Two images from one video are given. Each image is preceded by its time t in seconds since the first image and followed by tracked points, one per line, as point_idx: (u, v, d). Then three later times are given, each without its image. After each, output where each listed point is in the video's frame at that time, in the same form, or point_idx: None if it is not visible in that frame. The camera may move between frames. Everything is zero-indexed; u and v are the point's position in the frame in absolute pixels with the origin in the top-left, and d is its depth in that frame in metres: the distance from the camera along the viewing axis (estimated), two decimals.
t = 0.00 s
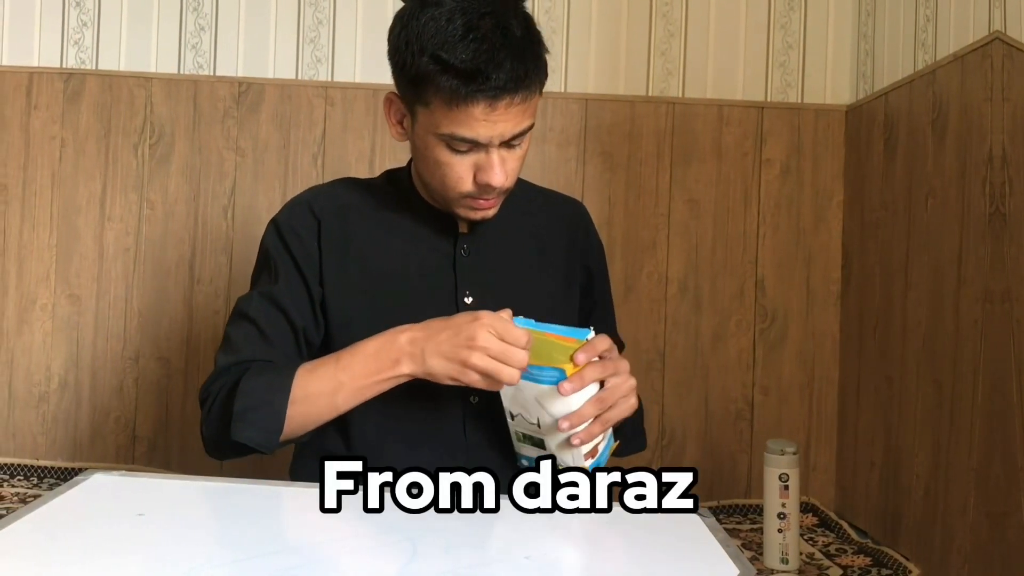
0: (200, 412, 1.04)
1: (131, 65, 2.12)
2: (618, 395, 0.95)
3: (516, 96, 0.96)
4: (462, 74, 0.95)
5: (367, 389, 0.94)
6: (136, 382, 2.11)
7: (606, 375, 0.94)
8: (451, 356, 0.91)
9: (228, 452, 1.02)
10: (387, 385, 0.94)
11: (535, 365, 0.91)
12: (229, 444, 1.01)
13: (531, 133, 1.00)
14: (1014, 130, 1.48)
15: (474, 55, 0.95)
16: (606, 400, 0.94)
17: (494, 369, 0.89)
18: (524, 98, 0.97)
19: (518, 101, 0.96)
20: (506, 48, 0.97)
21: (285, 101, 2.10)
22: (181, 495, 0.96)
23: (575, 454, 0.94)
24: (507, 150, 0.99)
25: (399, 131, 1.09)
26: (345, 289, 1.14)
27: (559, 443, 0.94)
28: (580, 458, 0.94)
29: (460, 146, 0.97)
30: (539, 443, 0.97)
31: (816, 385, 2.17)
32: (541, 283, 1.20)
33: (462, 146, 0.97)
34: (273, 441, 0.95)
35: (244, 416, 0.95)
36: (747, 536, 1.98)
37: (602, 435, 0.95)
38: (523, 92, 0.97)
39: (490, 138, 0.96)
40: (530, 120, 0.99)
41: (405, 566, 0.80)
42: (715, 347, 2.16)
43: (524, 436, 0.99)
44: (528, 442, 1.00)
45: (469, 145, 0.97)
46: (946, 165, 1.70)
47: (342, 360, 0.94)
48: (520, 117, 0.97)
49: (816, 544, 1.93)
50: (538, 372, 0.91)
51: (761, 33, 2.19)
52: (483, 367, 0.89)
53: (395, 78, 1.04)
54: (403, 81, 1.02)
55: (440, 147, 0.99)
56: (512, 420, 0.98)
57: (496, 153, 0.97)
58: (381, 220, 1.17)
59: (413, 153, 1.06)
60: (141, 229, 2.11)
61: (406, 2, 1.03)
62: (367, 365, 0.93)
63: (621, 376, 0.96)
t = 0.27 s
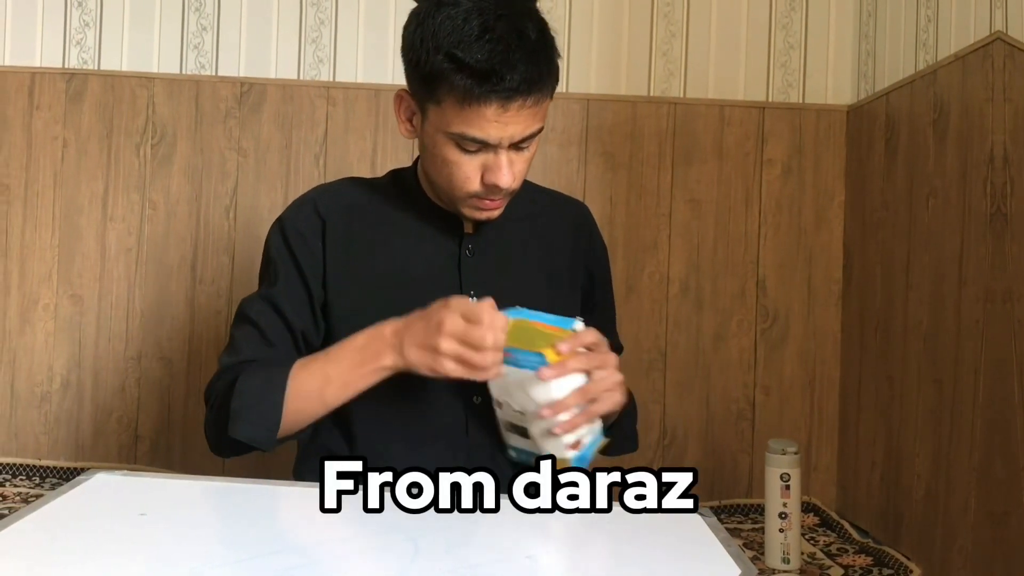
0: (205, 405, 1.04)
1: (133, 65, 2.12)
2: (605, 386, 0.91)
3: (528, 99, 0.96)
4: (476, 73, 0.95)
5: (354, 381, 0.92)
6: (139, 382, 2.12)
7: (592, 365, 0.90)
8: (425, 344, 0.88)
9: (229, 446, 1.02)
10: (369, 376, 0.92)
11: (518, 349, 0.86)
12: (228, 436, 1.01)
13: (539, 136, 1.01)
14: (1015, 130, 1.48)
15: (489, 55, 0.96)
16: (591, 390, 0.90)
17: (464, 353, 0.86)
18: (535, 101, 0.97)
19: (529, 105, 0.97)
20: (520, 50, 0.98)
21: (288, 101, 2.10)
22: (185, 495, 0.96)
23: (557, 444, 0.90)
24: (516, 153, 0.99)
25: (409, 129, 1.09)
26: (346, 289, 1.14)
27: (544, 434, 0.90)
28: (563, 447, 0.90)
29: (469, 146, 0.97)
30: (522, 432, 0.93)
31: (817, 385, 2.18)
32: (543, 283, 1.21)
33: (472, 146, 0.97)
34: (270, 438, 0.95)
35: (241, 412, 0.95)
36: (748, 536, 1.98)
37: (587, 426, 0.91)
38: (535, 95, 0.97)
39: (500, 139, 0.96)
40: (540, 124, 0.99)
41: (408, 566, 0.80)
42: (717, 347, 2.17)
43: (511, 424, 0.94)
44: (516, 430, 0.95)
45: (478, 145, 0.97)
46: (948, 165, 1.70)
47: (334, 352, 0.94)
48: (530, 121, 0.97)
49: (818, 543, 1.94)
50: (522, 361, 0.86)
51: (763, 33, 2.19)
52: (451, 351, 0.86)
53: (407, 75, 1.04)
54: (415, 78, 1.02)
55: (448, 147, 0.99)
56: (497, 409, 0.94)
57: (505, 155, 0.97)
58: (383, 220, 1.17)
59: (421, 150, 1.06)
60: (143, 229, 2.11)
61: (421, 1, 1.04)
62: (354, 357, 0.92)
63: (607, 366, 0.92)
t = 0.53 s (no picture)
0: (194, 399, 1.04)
1: (135, 65, 2.12)
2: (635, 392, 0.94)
3: (530, 102, 0.96)
4: (479, 77, 0.95)
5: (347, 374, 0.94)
6: (140, 382, 2.12)
7: (621, 373, 0.92)
8: (424, 338, 0.90)
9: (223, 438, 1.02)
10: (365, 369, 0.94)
11: (546, 370, 0.85)
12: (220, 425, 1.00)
13: (541, 140, 1.01)
14: (1016, 130, 1.48)
15: (492, 58, 0.96)
16: (623, 398, 0.91)
17: (466, 352, 0.89)
18: (538, 105, 0.98)
19: (532, 108, 0.97)
20: (523, 53, 0.98)
21: (289, 101, 2.10)
22: (186, 495, 0.96)
23: (599, 458, 0.90)
24: (517, 156, 0.99)
25: (411, 130, 1.09)
26: (342, 289, 1.14)
27: (585, 449, 0.90)
28: (607, 461, 0.90)
29: (471, 147, 0.97)
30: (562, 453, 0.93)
31: (818, 385, 2.18)
32: (544, 283, 1.21)
33: (474, 148, 0.97)
34: (260, 427, 0.95)
35: (233, 401, 0.94)
36: (749, 536, 1.98)
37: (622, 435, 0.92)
38: (537, 99, 0.97)
39: (502, 142, 0.96)
40: (542, 127, 0.99)
41: (409, 566, 0.80)
42: (718, 347, 2.17)
43: (549, 445, 0.94)
44: (553, 450, 0.94)
45: (481, 147, 0.97)
46: (949, 165, 1.70)
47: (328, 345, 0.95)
48: (533, 124, 0.97)
49: (819, 543, 1.94)
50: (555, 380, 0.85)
51: (764, 33, 2.19)
52: (453, 348, 0.89)
53: (410, 75, 1.04)
54: (417, 79, 1.03)
55: (450, 148, 0.99)
56: (532, 433, 0.93)
57: (506, 157, 0.97)
58: (382, 220, 1.17)
59: (423, 152, 1.06)
60: (145, 230, 2.11)
61: (426, 3, 1.05)
62: (347, 351, 0.94)
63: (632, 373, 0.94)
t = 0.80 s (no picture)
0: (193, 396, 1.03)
1: (137, 65, 2.12)
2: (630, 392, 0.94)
3: (533, 91, 0.96)
4: (483, 60, 0.96)
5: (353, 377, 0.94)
6: (142, 382, 2.12)
7: (614, 374, 0.93)
8: (429, 335, 0.90)
9: (225, 434, 1.01)
10: (372, 369, 0.94)
11: (540, 374, 0.89)
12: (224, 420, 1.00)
13: (546, 133, 1.00)
14: (1017, 131, 1.49)
15: (497, 43, 0.97)
16: (619, 399, 0.93)
17: (475, 346, 0.89)
18: (542, 95, 0.97)
19: (534, 96, 0.96)
20: (529, 43, 0.99)
21: (290, 102, 2.10)
22: (188, 494, 0.96)
23: (599, 459, 0.92)
24: (519, 146, 0.98)
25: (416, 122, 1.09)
26: (344, 288, 1.14)
27: (584, 451, 0.92)
28: (606, 462, 0.92)
29: (473, 135, 0.97)
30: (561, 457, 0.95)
31: (819, 385, 2.18)
32: (546, 284, 1.21)
33: (475, 136, 0.97)
34: (264, 427, 0.96)
35: (237, 399, 0.95)
36: (750, 536, 1.98)
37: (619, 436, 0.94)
38: (540, 87, 0.97)
39: (505, 130, 0.96)
40: (545, 118, 0.98)
41: (409, 567, 0.80)
42: (719, 347, 2.17)
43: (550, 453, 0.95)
44: (555, 458, 0.96)
45: (483, 136, 0.97)
46: (950, 165, 1.70)
47: (336, 347, 0.96)
48: (535, 113, 0.97)
49: (820, 543, 1.94)
50: (549, 383, 0.88)
51: (765, 33, 2.19)
52: (461, 343, 0.89)
53: (417, 67, 1.05)
54: (424, 67, 1.03)
55: (452, 136, 0.98)
56: (529, 440, 0.95)
57: (508, 147, 0.97)
58: (385, 220, 1.17)
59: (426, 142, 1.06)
60: (146, 230, 2.11)
61: None
62: (353, 350, 0.95)
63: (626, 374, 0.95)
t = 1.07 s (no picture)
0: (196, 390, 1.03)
1: (138, 65, 2.13)
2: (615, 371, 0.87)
3: (527, 54, 0.95)
4: (479, 23, 0.97)
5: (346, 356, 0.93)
6: (144, 382, 2.12)
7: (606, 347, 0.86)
8: (418, 288, 0.88)
9: (218, 428, 1.00)
10: (361, 341, 0.91)
11: (530, 330, 0.80)
12: (218, 411, 0.99)
13: (544, 105, 0.97)
14: (1018, 130, 1.49)
15: (495, 9, 0.98)
16: (605, 375, 0.85)
17: (463, 292, 0.86)
18: (537, 62, 0.96)
19: (530, 61, 0.95)
20: (526, 13, 0.99)
21: (292, 102, 2.11)
22: (189, 493, 0.90)
23: (575, 435, 0.82)
24: (514, 115, 0.95)
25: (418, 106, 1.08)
26: (347, 285, 1.15)
27: (562, 424, 0.82)
28: (581, 442, 0.83)
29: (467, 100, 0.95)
30: (533, 433, 0.83)
31: (820, 385, 2.18)
32: (551, 283, 1.20)
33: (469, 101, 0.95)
34: (258, 409, 0.92)
35: (231, 381, 0.93)
36: (751, 536, 1.98)
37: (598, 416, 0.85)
38: (536, 54, 0.96)
39: (497, 92, 0.94)
40: (543, 88, 0.96)
41: (415, 566, 0.73)
42: (720, 346, 2.17)
43: (519, 428, 0.83)
44: (522, 435, 0.84)
45: (476, 100, 0.95)
46: (951, 165, 1.71)
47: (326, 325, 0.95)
48: (530, 78, 0.95)
49: (822, 543, 1.94)
50: (539, 338, 0.80)
51: (766, 33, 2.19)
52: (449, 292, 0.87)
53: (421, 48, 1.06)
54: (426, 37, 1.04)
55: (445, 103, 0.96)
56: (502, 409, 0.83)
57: (502, 112, 0.94)
58: (389, 217, 1.17)
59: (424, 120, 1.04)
60: (148, 230, 2.12)
61: None
62: (340, 325, 0.93)
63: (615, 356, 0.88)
